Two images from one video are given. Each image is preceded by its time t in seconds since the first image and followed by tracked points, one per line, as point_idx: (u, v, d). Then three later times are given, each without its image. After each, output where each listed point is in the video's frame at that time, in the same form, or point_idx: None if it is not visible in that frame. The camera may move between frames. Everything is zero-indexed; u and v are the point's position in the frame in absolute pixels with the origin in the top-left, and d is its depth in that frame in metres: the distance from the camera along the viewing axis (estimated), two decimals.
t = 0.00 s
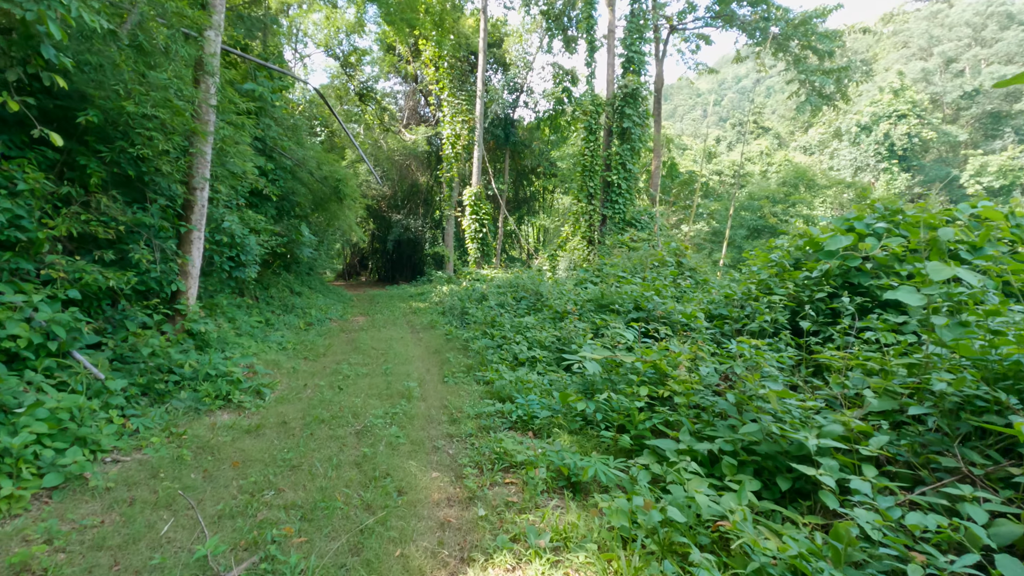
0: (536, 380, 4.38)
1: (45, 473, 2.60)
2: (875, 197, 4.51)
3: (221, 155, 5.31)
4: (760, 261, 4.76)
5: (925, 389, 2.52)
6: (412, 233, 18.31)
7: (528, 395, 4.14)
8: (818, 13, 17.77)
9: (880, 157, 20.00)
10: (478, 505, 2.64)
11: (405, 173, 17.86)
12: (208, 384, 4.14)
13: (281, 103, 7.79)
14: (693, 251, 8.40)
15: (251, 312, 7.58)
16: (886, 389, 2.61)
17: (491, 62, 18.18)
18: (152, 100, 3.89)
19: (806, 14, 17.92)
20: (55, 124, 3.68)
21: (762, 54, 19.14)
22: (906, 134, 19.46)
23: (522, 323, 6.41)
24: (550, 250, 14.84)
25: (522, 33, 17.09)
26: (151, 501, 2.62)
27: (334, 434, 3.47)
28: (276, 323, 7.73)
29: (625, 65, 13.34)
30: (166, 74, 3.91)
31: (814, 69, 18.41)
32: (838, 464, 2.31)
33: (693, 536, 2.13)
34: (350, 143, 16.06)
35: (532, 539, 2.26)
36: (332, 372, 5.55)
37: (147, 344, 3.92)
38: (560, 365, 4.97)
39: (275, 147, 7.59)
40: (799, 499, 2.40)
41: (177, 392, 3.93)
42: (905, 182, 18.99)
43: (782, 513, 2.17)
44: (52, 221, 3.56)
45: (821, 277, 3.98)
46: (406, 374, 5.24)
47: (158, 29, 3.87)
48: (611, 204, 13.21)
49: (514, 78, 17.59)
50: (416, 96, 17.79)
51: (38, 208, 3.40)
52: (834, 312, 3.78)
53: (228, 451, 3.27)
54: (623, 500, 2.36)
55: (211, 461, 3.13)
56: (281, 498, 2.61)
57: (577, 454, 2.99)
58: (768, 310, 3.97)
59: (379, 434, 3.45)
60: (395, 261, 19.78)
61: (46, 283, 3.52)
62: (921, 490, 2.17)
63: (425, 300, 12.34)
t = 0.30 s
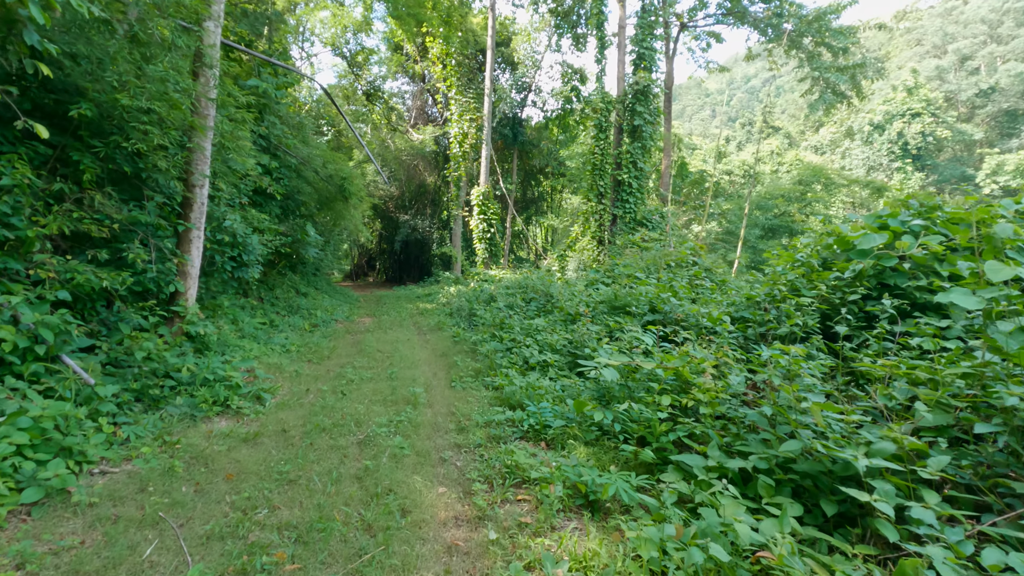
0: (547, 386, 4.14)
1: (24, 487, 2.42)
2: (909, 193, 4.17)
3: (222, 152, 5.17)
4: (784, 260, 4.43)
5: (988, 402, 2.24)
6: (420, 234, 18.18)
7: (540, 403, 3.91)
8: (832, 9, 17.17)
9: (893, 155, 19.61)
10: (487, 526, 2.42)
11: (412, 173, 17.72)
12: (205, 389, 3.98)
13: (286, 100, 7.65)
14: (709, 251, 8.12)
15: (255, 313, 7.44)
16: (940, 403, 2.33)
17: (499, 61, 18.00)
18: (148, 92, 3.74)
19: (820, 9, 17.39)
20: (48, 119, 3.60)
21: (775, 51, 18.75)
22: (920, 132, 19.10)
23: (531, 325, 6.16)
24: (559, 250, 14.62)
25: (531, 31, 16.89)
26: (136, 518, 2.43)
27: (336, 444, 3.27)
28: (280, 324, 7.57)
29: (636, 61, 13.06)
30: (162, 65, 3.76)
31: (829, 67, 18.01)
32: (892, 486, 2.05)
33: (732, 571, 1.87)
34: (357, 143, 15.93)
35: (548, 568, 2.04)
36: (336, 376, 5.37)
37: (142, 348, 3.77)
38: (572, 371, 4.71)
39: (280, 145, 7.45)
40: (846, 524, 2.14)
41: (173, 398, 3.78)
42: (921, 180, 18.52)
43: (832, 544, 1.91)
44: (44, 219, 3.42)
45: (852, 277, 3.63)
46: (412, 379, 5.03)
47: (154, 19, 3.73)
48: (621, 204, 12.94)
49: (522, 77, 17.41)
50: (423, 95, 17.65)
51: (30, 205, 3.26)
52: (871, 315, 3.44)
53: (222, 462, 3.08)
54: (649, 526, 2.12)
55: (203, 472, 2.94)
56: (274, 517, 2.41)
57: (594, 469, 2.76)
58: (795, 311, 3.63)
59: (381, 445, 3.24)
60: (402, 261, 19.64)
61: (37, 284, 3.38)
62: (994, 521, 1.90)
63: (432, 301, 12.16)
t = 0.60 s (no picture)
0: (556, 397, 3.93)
1: None
2: (939, 193, 3.91)
3: (218, 153, 5.01)
4: (803, 265, 4.20)
5: None
6: (423, 235, 18.04)
7: (549, 415, 3.71)
8: (840, 7, 17.08)
9: (900, 156, 19.36)
10: (494, 555, 2.23)
11: (416, 174, 17.59)
12: (198, 399, 3.82)
13: (286, 101, 7.51)
14: (720, 253, 7.89)
15: (255, 317, 7.29)
16: (994, 426, 2.10)
17: (502, 61, 17.83)
18: (138, 90, 3.59)
19: (828, 9, 17.31)
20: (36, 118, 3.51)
21: (782, 50, 18.53)
22: (928, 132, 18.86)
23: (538, 330, 5.96)
24: (564, 251, 14.44)
25: (535, 31, 16.74)
26: (115, 544, 2.26)
27: (333, 460, 3.09)
28: (280, 329, 7.42)
29: (642, 59, 12.84)
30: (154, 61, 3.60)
31: (837, 65, 17.74)
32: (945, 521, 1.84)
33: None
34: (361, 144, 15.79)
35: None
36: (337, 383, 5.20)
37: (132, 357, 3.62)
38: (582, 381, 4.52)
39: (280, 146, 7.31)
40: (892, 561, 1.93)
41: (165, 409, 3.62)
42: (930, 180, 18.25)
43: None
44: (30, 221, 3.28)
45: (881, 282, 3.38)
46: (414, 387, 4.86)
47: (145, 13, 3.58)
48: (627, 205, 12.71)
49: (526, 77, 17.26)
50: (427, 96, 17.51)
51: (14, 208, 3.11)
52: (903, 324, 3.20)
53: (212, 480, 2.91)
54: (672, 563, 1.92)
55: (192, 492, 2.77)
56: (264, 546, 2.22)
57: (609, 491, 2.56)
58: (819, 319, 3.39)
59: (381, 462, 3.05)
60: (405, 263, 19.50)
61: (21, 289, 3.24)
62: None
63: (436, 304, 11.99)
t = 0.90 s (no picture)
0: (562, 401, 3.75)
1: None
2: (967, 186, 3.68)
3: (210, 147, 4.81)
4: (820, 263, 3.99)
5: None
6: (424, 235, 17.88)
7: (554, 421, 3.52)
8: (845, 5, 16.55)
9: (903, 156, 19.15)
10: None
11: (416, 174, 17.44)
12: (186, 405, 3.63)
13: (284, 97, 7.34)
14: (728, 253, 7.69)
15: (251, 318, 7.11)
16: None
17: (504, 60, 17.67)
18: (122, 78, 3.38)
19: (833, 5, 16.93)
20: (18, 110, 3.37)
21: (787, 48, 18.31)
22: (932, 131, 18.65)
23: (541, 331, 5.77)
24: (566, 251, 14.25)
25: (537, 29, 16.54)
26: (84, 565, 2.08)
27: (325, 471, 2.90)
28: (276, 329, 7.24)
29: (647, 57, 12.61)
30: (139, 49, 3.41)
31: (843, 63, 17.48)
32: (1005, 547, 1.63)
33: None
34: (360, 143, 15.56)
35: None
36: (333, 386, 5.03)
37: (115, 359, 3.44)
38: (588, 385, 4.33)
39: (277, 142, 7.15)
40: None
41: (150, 414, 3.44)
42: (934, 180, 18.05)
43: None
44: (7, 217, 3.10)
45: (907, 281, 3.16)
46: (414, 390, 4.67)
47: None
48: (631, 204, 12.54)
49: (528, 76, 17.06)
50: (428, 95, 17.35)
51: None
52: (934, 324, 2.98)
53: (196, 492, 2.73)
54: None
55: (173, 505, 2.59)
56: (246, 567, 2.04)
57: (620, 506, 2.36)
58: (841, 319, 3.19)
59: (375, 473, 2.85)
60: (406, 263, 19.35)
61: None
62: None
63: (436, 304, 11.82)
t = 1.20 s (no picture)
0: (566, 410, 3.53)
1: None
2: (997, 181, 3.45)
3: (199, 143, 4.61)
4: (839, 263, 3.76)
5: None
6: (424, 236, 17.66)
7: (558, 432, 3.31)
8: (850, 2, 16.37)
9: (907, 156, 18.94)
10: None
11: (416, 174, 17.28)
12: (167, 414, 3.41)
13: (278, 93, 7.13)
14: (735, 253, 7.46)
15: (244, 320, 6.89)
16: None
17: (505, 59, 17.48)
18: (100, 68, 3.17)
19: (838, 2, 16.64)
20: None
21: (789, 47, 18.12)
22: (936, 131, 18.47)
23: (542, 334, 5.55)
24: (568, 252, 14.04)
25: (538, 27, 16.35)
26: None
27: (312, 488, 2.69)
28: (271, 332, 7.03)
29: (650, 54, 12.40)
30: (116, 36, 3.20)
31: (847, 61, 17.27)
32: None
33: None
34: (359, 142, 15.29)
35: None
36: (327, 392, 4.82)
37: (91, 366, 3.23)
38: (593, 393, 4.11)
39: (271, 140, 6.96)
40: None
41: (127, 424, 3.23)
42: (939, 180, 17.87)
43: None
44: None
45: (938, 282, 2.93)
46: (410, 397, 4.46)
47: None
48: (634, 204, 12.33)
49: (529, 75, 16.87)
50: (428, 95, 17.16)
51: None
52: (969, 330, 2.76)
53: (171, 512, 2.52)
54: None
55: (144, 527, 2.38)
56: None
57: (632, 532, 2.14)
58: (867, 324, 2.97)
59: (366, 492, 2.64)
60: (406, 264, 19.16)
61: None
62: None
63: (436, 305, 11.62)
